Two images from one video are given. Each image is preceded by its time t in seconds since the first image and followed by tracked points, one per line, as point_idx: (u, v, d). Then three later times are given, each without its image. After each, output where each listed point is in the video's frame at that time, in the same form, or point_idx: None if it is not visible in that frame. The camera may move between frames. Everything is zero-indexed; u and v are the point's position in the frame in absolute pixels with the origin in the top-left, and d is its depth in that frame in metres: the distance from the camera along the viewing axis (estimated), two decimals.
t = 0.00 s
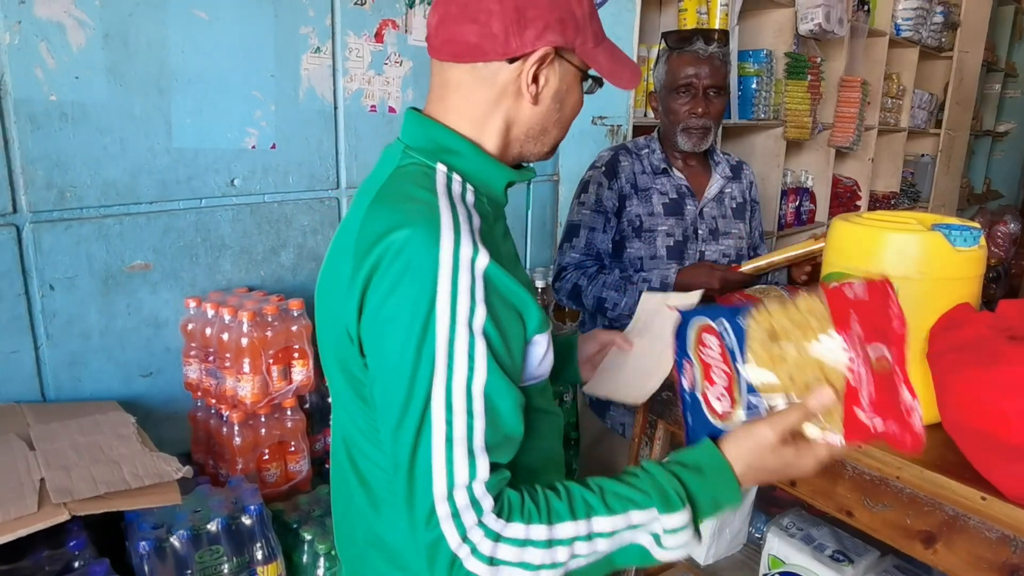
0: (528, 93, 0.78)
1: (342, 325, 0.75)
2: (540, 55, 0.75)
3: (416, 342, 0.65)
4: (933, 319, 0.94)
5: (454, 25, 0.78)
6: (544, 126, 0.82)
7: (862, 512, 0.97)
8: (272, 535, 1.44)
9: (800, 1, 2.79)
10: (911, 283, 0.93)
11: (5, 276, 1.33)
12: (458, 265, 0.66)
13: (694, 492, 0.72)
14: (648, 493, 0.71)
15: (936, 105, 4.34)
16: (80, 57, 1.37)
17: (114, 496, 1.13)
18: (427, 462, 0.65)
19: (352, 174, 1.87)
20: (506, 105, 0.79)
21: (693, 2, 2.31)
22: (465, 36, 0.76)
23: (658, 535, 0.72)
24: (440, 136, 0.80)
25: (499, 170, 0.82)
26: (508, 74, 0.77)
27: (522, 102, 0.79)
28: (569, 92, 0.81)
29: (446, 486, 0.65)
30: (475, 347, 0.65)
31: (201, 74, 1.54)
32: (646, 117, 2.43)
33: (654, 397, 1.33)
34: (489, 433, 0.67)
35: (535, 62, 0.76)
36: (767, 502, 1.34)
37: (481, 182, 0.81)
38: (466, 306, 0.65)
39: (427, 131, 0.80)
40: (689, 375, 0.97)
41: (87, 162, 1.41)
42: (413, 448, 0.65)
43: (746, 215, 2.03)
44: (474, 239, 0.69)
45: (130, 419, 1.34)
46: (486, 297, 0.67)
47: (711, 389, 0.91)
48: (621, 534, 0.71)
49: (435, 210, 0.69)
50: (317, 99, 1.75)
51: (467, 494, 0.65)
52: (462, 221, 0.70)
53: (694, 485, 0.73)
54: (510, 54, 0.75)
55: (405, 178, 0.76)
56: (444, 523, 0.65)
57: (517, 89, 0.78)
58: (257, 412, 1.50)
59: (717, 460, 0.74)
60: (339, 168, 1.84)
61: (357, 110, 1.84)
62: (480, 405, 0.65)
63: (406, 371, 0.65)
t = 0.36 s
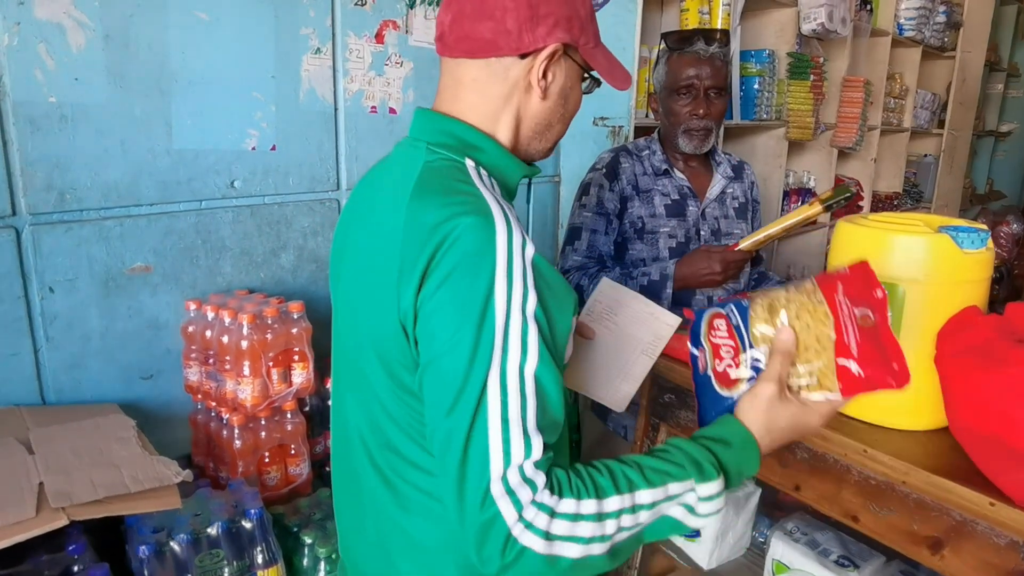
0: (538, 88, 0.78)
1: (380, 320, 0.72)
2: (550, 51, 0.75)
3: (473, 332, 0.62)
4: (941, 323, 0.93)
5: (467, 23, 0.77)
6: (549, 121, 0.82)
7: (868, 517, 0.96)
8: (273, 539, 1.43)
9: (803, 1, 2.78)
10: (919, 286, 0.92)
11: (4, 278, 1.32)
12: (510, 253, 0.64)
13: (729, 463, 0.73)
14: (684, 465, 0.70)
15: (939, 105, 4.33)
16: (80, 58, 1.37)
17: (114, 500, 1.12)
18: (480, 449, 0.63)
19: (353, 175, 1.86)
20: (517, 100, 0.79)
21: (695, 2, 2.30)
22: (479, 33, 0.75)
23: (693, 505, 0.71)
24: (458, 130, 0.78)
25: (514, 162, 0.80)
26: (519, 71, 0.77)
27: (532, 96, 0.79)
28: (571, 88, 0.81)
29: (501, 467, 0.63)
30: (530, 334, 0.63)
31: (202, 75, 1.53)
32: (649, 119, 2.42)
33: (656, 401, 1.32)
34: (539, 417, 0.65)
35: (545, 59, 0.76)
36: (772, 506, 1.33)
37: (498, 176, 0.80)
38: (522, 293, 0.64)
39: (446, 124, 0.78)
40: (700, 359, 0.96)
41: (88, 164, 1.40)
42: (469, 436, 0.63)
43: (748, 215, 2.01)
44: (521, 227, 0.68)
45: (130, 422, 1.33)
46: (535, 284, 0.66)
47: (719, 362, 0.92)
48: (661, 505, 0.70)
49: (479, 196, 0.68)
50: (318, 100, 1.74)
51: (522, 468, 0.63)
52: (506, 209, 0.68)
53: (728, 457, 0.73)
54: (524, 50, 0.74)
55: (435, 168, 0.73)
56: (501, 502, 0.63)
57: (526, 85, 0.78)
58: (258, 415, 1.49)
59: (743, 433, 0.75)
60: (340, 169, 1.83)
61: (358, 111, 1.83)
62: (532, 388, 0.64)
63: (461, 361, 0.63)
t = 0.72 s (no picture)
0: (485, 89, 0.95)
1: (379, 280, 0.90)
2: (491, 57, 0.92)
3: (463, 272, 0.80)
4: (948, 326, 0.91)
5: (429, 39, 0.98)
6: (507, 119, 0.98)
7: (873, 524, 0.94)
8: (265, 545, 1.40)
9: None
10: (924, 287, 0.90)
11: None
12: (482, 208, 0.83)
13: (684, 345, 0.92)
14: (651, 352, 0.89)
15: (937, 104, 4.32)
16: (69, 56, 1.34)
17: (102, 508, 1.10)
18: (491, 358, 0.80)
19: (346, 174, 1.84)
20: (473, 100, 0.96)
21: None
22: (434, 45, 0.95)
23: (667, 382, 0.89)
24: (438, 126, 0.97)
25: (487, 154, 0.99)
26: (470, 74, 0.94)
27: (483, 96, 0.95)
28: (525, 92, 0.96)
29: (511, 366, 0.80)
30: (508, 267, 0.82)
31: (194, 74, 1.51)
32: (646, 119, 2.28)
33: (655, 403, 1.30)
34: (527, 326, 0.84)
35: (488, 61, 0.92)
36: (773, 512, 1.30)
37: (471, 161, 0.98)
38: (495, 237, 0.82)
39: (422, 120, 0.98)
40: (659, 295, 1.20)
41: (77, 164, 1.38)
42: (479, 354, 0.80)
43: (746, 212, 2.00)
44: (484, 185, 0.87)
45: (120, 427, 1.31)
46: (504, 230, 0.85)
47: (674, 289, 1.16)
48: (642, 388, 0.88)
49: (450, 170, 0.87)
50: (311, 99, 1.72)
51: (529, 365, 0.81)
52: (470, 174, 0.88)
53: (684, 341, 0.92)
54: (471, 56, 0.92)
55: (414, 154, 0.92)
56: (518, 397, 0.80)
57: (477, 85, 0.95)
58: (250, 419, 1.47)
59: (691, 322, 0.95)
60: (332, 169, 1.81)
61: (351, 110, 1.81)
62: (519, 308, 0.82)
63: (455, 298, 0.80)
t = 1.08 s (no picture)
0: (424, 79, 1.02)
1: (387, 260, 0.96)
2: (420, 49, 1.01)
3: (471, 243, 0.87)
4: (948, 330, 0.90)
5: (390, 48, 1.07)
6: (458, 103, 1.04)
7: (872, 532, 0.93)
8: (250, 557, 1.37)
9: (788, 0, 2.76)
10: (924, 290, 0.88)
11: None
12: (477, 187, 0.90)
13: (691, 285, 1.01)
14: (663, 294, 0.98)
15: (921, 105, 4.34)
16: (43, 54, 1.29)
17: (77, 523, 1.06)
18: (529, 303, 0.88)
19: (330, 176, 1.80)
20: (423, 91, 1.04)
21: None
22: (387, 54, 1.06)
23: (681, 315, 0.97)
24: (418, 119, 1.03)
25: (464, 143, 1.06)
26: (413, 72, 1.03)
27: (428, 88, 1.04)
28: (467, 70, 1.01)
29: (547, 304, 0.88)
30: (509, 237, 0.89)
31: (174, 72, 1.47)
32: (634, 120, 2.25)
33: (648, 408, 1.28)
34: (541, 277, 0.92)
35: (417, 57, 1.01)
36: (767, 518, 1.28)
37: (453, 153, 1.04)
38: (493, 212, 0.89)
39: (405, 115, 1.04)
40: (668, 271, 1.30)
41: (53, 165, 1.33)
42: (507, 311, 0.87)
43: (735, 214, 1.98)
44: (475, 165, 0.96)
45: (98, 437, 1.27)
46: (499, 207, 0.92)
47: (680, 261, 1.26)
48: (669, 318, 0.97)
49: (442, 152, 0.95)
50: (294, 98, 1.68)
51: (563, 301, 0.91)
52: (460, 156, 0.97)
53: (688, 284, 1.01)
54: (403, 55, 1.02)
55: (407, 146, 0.98)
56: (563, 330, 0.89)
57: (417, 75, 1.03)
58: (233, 427, 1.43)
59: (696, 278, 1.03)
60: (316, 170, 1.77)
61: (336, 110, 1.78)
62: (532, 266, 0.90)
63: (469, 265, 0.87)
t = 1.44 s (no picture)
0: (417, 89, 1.02)
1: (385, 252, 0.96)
2: (418, 59, 1.00)
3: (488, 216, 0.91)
4: (928, 333, 0.89)
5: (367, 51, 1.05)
6: (442, 114, 1.05)
7: (856, 537, 0.92)
8: None
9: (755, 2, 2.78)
10: (906, 293, 0.88)
11: None
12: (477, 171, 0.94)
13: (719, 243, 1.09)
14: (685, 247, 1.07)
15: (881, 107, 4.43)
16: None
17: (29, 552, 1.00)
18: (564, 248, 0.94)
19: (297, 178, 1.75)
20: (410, 98, 1.03)
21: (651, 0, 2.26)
22: (368, 55, 1.02)
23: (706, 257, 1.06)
24: (392, 122, 1.02)
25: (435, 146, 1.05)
26: (402, 78, 1.02)
27: (416, 96, 1.03)
28: (458, 88, 1.04)
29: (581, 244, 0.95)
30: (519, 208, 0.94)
31: (131, 70, 1.41)
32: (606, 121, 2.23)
33: (625, 413, 1.26)
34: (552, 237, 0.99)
35: (415, 63, 1.00)
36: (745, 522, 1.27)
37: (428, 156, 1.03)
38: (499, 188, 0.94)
39: (374, 119, 1.03)
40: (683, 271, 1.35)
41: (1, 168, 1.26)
42: (543, 262, 0.92)
43: (707, 215, 1.99)
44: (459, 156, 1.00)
45: (52, 456, 1.20)
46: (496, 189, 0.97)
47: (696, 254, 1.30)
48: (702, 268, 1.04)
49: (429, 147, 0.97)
50: (259, 98, 1.63)
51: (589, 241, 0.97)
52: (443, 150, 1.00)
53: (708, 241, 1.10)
54: (399, 61, 1.00)
55: (389, 145, 0.99)
56: (603, 260, 0.97)
57: (409, 84, 1.02)
58: (198, 441, 1.38)
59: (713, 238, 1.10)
60: (283, 172, 1.72)
61: (302, 110, 1.73)
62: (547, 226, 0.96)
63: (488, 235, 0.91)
